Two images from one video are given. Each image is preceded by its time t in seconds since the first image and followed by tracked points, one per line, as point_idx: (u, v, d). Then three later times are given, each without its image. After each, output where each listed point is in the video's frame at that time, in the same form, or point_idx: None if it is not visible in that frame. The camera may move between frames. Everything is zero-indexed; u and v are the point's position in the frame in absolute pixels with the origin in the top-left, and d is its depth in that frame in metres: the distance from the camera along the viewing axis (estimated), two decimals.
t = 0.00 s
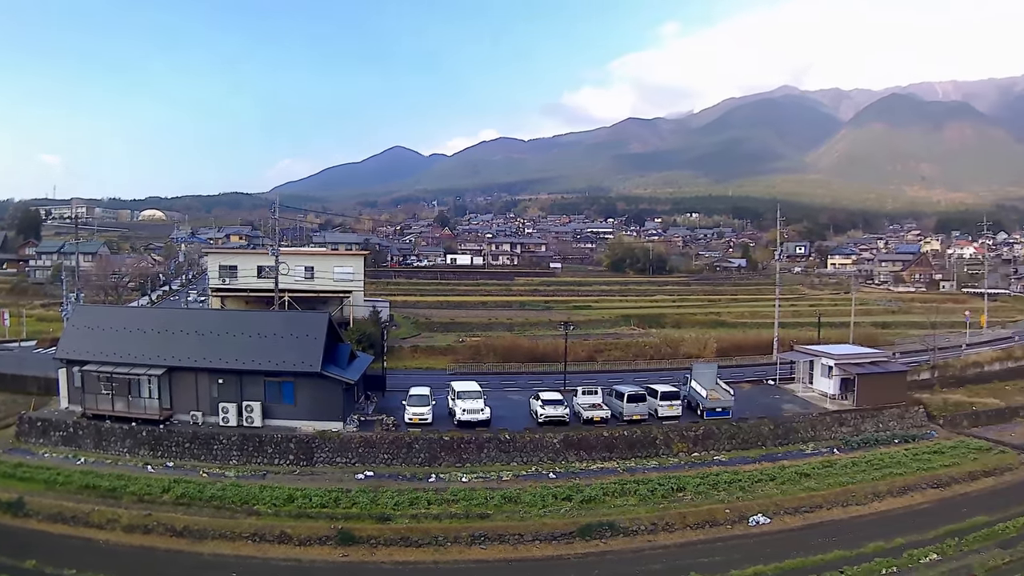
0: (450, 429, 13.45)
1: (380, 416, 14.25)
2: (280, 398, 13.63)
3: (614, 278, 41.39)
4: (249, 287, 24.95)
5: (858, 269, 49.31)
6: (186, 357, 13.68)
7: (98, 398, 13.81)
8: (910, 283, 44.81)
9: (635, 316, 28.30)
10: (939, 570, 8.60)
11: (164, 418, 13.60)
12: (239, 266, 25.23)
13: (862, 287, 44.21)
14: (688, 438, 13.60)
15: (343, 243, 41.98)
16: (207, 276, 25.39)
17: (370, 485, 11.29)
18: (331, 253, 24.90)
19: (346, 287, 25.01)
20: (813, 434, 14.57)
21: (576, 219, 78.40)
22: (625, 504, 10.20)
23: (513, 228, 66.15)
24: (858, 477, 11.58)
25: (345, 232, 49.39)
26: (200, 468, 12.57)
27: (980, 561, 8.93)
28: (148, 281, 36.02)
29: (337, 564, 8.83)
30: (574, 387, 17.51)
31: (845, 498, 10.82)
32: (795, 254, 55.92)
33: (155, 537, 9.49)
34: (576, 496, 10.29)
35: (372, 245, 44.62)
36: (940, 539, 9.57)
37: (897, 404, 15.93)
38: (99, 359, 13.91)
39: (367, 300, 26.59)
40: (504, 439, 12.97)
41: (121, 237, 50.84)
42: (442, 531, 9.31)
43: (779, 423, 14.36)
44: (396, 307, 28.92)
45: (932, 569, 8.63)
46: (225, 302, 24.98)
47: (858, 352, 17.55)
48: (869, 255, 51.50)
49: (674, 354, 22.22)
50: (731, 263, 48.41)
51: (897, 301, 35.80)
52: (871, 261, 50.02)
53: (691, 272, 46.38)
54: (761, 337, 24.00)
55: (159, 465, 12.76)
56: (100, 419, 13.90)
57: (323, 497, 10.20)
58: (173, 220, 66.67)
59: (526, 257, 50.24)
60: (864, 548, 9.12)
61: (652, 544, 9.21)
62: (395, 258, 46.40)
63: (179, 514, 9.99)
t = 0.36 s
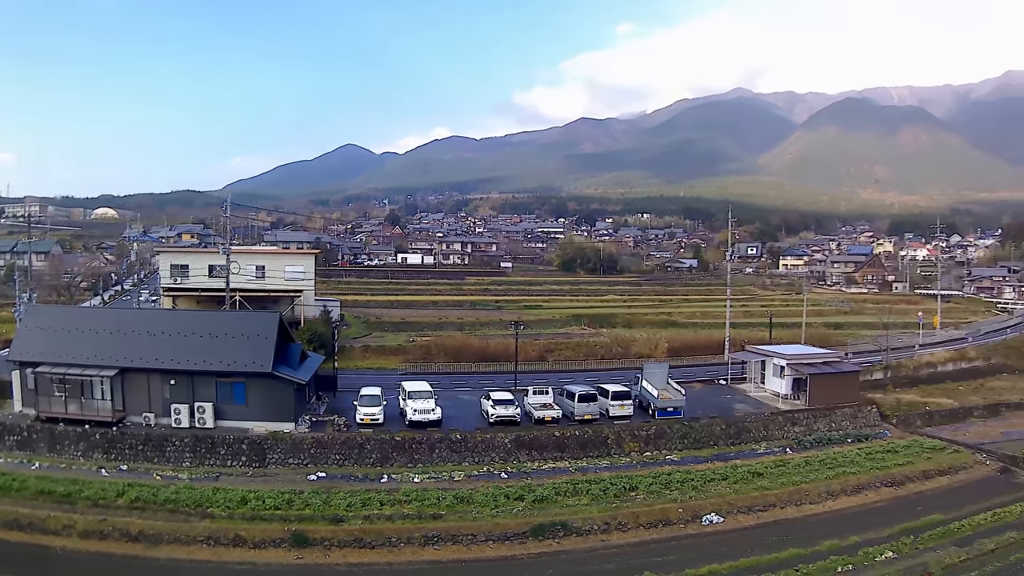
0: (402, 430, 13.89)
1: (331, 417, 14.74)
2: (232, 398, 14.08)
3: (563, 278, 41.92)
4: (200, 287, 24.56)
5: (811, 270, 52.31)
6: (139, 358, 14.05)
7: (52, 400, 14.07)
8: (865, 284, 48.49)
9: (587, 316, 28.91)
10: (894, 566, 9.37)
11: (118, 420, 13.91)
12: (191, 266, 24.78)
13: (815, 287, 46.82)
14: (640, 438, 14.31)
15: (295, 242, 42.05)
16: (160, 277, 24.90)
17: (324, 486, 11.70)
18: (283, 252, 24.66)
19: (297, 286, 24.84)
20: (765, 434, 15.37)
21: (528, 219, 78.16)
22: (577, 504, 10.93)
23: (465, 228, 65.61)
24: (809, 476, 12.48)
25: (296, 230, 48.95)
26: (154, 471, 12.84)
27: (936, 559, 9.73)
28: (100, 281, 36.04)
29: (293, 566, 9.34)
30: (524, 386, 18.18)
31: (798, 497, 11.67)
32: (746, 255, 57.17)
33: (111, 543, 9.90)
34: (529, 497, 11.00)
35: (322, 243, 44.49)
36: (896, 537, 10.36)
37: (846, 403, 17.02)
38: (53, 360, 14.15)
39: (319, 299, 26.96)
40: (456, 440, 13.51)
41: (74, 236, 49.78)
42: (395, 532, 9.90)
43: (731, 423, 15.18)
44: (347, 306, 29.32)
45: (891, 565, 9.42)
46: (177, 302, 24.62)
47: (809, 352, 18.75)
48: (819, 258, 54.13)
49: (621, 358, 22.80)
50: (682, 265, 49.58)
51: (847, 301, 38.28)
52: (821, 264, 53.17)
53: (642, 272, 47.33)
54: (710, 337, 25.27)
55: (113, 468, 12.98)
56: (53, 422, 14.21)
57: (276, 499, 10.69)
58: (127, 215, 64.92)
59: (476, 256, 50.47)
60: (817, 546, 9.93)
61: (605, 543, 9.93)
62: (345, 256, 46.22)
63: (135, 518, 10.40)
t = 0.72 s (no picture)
0: (354, 430, 14.46)
1: (284, 417, 15.28)
2: (184, 398, 14.42)
3: (513, 278, 42.30)
4: (153, 285, 25.04)
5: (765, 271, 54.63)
6: (93, 358, 14.27)
7: (3, 402, 14.04)
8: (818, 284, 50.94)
9: (540, 316, 30.15)
10: (848, 563, 10.42)
11: (71, 421, 14.06)
12: (143, 265, 25.04)
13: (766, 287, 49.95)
14: (592, 438, 15.17)
15: (247, 240, 41.85)
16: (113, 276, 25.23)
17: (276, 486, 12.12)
18: (235, 250, 25.20)
19: (249, 285, 25.39)
20: (718, 434, 16.45)
21: (479, 219, 76.76)
22: (530, 504, 11.83)
23: (415, 225, 65.26)
24: (763, 477, 13.59)
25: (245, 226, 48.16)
26: (108, 472, 12.84)
27: (892, 557, 10.70)
28: (54, 280, 35.52)
29: (248, 568, 9.87)
30: (477, 386, 18.89)
31: (752, 497, 12.78)
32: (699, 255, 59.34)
33: (66, 546, 10.05)
34: (481, 497, 11.84)
35: (275, 242, 43.82)
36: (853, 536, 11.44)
37: (797, 402, 18.28)
38: (4, 360, 14.20)
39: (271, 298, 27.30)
40: (408, 439, 14.13)
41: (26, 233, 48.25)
42: (349, 534, 10.55)
43: (683, 423, 16.20)
44: (298, 305, 29.56)
45: (848, 562, 10.49)
46: (130, 300, 25.10)
47: (759, 352, 19.98)
48: (772, 258, 57.36)
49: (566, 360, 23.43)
50: (635, 265, 50.66)
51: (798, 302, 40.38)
52: (777, 264, 56.06)
53: (594, 272, 48.45)
54: (663, 337, 26.32)
55: (67, 470, 12.86)
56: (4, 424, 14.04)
57: (229, 500, 11.20)
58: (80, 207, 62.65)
59: (428, 255, 50.62)
60: (771, 544, 10.97)
61: (559, 543, 10.82)
62: (299, 254, 46.10)
63: (89, 521, 10.53)
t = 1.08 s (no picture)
0: (311, 430, 14.66)
1: (241, 417, 15.39)
2: (141, 398, 14.49)
3: (468, 278, 42.41)
4: (110, 284, 25.57)
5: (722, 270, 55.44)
6: (50, 358, 14.24)
7: None
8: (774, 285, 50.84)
9: (496, 316, 30.46)
10: (807, 560, 10.68)
11: (28, 421, 14.07)
12: (101, 263, 25.78)
13: (722, 287, 50.53)
14: (548, 438, 15.64)
15: (204, 239, 41.70)
16: (71, 275, 25.83)
17: (234, 487, 12.31)
18: (192, 250, 25.93)
19: (206, 284, 26.09)
20: (676, 433, 17.07)
21: (436, 220, 75.76)
22: (487, 504, 12.04)
23: (371, 225, 64.46)
24: (721, 476, 13.94)
25: (202, 226, 47.65)
26: (66, 474, 12.92)
27: (850, 554, 10.99)
28: (11, 280, 35.04)
29: (207, 569, 9.93)
30: (433, 386, 19.24)
31: (710, 496, 13.07)
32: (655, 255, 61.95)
33: (25, 548, 10.09)
34: (438, 497, 12.00)
35: (231, 242, 44.08)
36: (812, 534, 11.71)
37: (754, 402, 18.98)
38: None
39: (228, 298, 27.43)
40: (365, 439, 14.37)
41: None
42: (307, 534, 10.65)
43: (640, 423, 16.75)
44: (255, 304, 29.51)
45: (806, 559, 10.76)
46: (87, 299, 25.25)
47: (716, 352, 20.66)
48: (729, 258, 57.22)
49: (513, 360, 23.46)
50: (592, 264, 51.22)
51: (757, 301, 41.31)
52: (736, 263, 55.93)
53: (550, 272, 48.80)
54: (621, 336, 26.62)
55: (25, 471, 12.88)
56: None
57: (188, 501, 11.21)
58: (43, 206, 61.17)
59: (384, 254, 50.54)
60: (730, 543, 11.22)
61: (517, 542, 11.00)
62: (255, 254, 45.90)
63: (49, 522, 10.57)
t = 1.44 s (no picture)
0: (273, 430, 14.77)
1: (203, 417, 15.43)
2: (104, 399, 14.47)
3: (429, 277, 42.62)
4: (72, 285, 25.54)
5: (685, 270, 56.79)
6: (13, 359, 14.27)
7: None
8: (738, 282, 52.69)
9: (457, 315, 30.66)
10: (770, 559, 10.93)
11: None
12: (63, 264, 25.75)
13: (685, 287, 50.97)
14: (510, 437, 15.89)
15: (166, 240, 41.62)
16: (32, 275, 25.74)
17: (197, 487, 12.40)
18: (153, 250, 26.00)
19: (168, 284, 26.14)
20: (638, 431, 17.41)
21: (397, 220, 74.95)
22: (450, 503, 12.18)
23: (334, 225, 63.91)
24: (684, 474, 14.21)
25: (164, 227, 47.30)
26: (28, 475, 13.05)
27: (814, 552, 11.26)
28: None
29: (169, 569, 9.96)
30: (394, 386, 19.57)
31: (672, 494, 13.33)
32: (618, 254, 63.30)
33: None
34: (401, 496, 12.12)
35: (192, 242, 43.99)
36: (776, 532, 11.96)
37: (718, 400, 19.25)
38: None
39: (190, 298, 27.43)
40: (327, 439, 14.47)
41: None
42: (270, 534, 10.69)
43: (602, 421, 17.07)
44: (216, 305, 29.50)
45: (770, 557, 11.01)
46: (50, 300, 25.28)
47: (680, 351, 20.83)
48: (690, 256, 59.16)
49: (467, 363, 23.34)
50: (553, 263, 51.66)
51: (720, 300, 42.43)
52: (698, 262, 57.60)
53: (511, 272, 48.87)
54: (583, 336, 26.93)
55: None
56: None
57: (150, 501, 11.25)
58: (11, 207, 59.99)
59: (346, 254, 50.52)
60: (693, 541, 11.42)
61: (480, 542, 11.12)
62: (216, 254, 45.78)
63: (12, 523, 10.59)
